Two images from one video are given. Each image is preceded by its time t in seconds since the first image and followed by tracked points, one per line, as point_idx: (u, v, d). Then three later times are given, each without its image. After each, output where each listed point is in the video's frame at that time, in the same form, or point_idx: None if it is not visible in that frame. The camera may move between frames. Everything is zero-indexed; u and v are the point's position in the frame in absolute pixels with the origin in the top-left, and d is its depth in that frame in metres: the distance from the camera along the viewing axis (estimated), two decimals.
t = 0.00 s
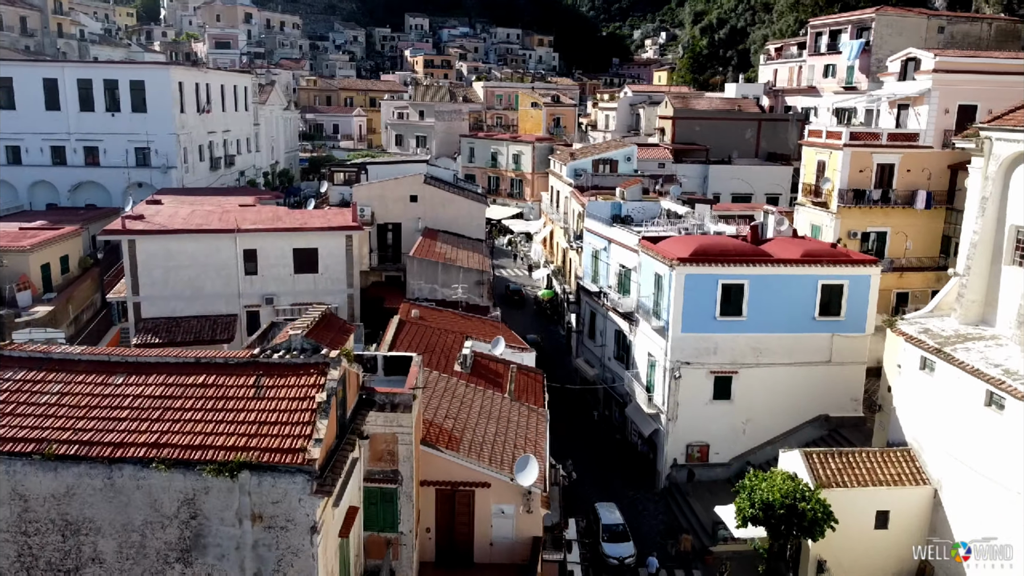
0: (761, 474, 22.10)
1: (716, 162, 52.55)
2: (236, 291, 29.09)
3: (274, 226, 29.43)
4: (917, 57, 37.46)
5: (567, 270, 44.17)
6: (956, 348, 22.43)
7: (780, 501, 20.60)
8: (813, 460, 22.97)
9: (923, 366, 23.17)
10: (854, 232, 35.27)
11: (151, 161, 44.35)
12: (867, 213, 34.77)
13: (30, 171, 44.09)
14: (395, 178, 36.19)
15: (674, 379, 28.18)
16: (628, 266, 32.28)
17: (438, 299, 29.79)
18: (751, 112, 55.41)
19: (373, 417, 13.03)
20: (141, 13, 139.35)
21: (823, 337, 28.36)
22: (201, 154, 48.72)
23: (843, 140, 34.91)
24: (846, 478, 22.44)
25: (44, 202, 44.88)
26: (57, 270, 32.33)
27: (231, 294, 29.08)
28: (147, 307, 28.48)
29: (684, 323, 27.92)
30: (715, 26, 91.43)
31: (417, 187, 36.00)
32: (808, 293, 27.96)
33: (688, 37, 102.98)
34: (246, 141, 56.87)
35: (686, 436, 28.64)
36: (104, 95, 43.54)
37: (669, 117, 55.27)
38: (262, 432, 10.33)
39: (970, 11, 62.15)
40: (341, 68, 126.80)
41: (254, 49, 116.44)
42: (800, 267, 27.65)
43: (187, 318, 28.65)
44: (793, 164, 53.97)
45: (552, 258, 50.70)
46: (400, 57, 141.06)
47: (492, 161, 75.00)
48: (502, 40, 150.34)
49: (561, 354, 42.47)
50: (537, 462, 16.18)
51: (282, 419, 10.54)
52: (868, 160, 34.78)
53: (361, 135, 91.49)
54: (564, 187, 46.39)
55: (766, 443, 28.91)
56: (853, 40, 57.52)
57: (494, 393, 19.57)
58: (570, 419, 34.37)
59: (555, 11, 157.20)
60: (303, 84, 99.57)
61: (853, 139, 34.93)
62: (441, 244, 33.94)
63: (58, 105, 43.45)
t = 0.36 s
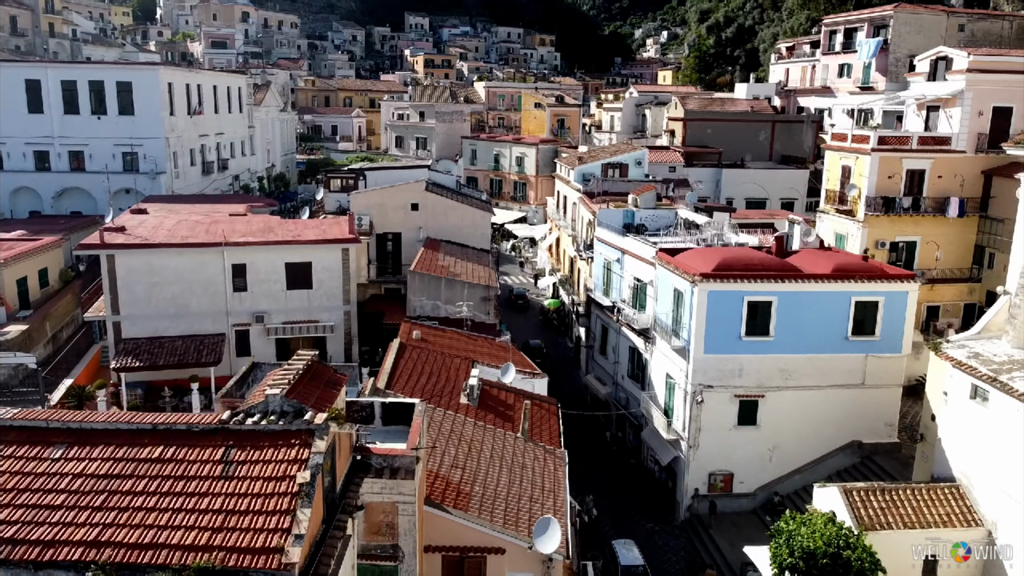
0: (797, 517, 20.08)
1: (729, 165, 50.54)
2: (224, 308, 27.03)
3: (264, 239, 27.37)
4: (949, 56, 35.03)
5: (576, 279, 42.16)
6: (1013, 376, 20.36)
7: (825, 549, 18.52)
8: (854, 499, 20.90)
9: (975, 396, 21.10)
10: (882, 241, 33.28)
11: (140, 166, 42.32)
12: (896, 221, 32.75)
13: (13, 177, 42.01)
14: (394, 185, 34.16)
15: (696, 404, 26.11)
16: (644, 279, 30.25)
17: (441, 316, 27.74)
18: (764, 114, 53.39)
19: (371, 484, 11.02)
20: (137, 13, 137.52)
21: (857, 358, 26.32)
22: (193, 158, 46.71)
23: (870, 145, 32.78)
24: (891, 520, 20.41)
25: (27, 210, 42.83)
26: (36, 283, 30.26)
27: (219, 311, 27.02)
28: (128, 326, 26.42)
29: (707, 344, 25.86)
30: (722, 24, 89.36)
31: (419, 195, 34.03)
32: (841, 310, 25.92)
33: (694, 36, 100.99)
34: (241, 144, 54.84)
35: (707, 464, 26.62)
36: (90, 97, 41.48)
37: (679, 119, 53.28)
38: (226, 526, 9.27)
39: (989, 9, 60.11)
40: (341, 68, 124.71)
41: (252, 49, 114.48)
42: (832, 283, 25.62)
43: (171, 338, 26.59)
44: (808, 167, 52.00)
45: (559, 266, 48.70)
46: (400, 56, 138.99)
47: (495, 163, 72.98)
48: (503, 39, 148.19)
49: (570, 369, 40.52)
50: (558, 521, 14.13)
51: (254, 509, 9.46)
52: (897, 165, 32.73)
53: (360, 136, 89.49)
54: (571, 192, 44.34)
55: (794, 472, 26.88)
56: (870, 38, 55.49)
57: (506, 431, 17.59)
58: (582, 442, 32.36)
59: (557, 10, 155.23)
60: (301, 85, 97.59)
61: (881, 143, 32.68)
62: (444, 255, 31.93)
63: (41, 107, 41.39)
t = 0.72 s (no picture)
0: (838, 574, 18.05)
1: (744, 170, 48.38)
2: (207, 331, 24.84)
3: (252, 255, 25.18)
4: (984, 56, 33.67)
5: (584, 292, 39.96)
6: None
7: None
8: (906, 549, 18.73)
9: None
10: (915, 254, 31.02)
11: (125, 172, 40.08)
12: (930, 232, 30.55)
13: None
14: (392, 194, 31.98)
15: (723, 436, 23.90)
16: (662, 297, 28.02)
17: (443, 339, 25.54)
18: (780, 116, 51.19)
19: None
20: (132, 12, 135.23)
21: (898, 385, 24.13)
22: (182, 163, 44.50)
23: (903, 150, 30.57)
24: None
25: (6, 218, 40.60)
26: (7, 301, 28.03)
27: (202, 334, 24.83)
28: (102, 351, 24.21)
29: (734, 371, 23.65)
30: (729, 23, 87.14)
31: (420, 205, 31.84)
32: (881, 334, 23.73)
33: (700, 35, 98.86)
34: (233, 148, 52.66)
35: (734, 501, 24.42)
36: (71, 100, 39.28)
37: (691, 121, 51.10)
38: None
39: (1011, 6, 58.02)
40: (339, 68, 122.30)
41: (248, 49, 112.12)
42: (871, 305, 23.44)
43: (150, 364, 24.39)
44: (825, 172, 49.81)
45: (565, 276, 46.50)
46: (400, 56, 136.69)
47: (497, 166, 70.65)
48: (504, 38, 145.83)
49: (579, 387, 38.32)
50: None
51: None
52: (931, 172, 30.50)
53: (359, 138, 87.28)
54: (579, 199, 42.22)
55: (828, 509, 24.70)
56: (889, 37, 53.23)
57: (520, 486, 15.48)
58: (594, 470, 30.14)
59: (559, 9, 153.00)
60: (298, 85, 95.31)
61: (915, 149, 30.49)
62: (446, 271, 29.72)
63: (20, 111, 39.17)
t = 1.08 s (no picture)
0: None
1: (759, 175, 46.34)
2: (187, 357, 22.75)
3: (236, 274, 23.08)
4: None
5: (593, 304, 37.87)
6: None
7: None
8: None
9: None
10: (951, 268, 28.98)
11: (108, 179, 37.97)
12: (967, 246, 28.51)
13: None
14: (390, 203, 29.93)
15: (753, 473, 21.82)
16: (682, 316, 25.92)
17: (445, 364, 23.46)
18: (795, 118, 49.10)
19: None
20: (127, 12, 133.06)
21: (943, 417, 22.06)
22: (170, 169, 42.41)
23: (938, 157, 28.44)
24: None
25: None
26: None
27: (181, 361, 22.75)
28: (72, 380, 22.13)
29: (765, 402, 21.56)
30: (737, 22, 84.97)
31: (419, 216, 29.74)
32: (926, 361, 21.64)
33: (705, 34, 96.83)
34: (225, 152, 50.60)
35: (764, 543, 22.35)
36: (51, 103, 37.23)
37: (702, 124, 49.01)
38: None
39: None
40: (337, 68, 120.15)
41: (244, 48, 109.94)
42: (916, 330, 21.35)
43: (124, 394, 22.31)
44: (843, 177, 47.78)
45: (572, 286, 44.42)
46: (399, 56, 134.52)
47: (499, 170, 68.51)
48: (505, 37, 143.70)
49: (589, 407, 36.30)
50: None
51: None
52: (969, 181, 28.40)
53: (358, 140, 85.22)
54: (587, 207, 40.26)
55: (865, 551, 22.68)
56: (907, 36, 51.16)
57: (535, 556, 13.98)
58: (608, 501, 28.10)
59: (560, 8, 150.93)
60: (295, 86, 93.18)
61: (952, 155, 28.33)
62: (447, 287, 27.62)
63: None
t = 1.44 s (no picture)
0: None
1: (775, 181, 44.28)
2: (163, 389, 20.66)
3: (218, 296, 20.96)
4: None
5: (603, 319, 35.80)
6: None
7: None
8: None
9: None
10: (992, 284, 26.99)
11: (88, 186, 35.85)
12: (1010, 260, 26.49)
13: None
14: (388, 215, 27.85)
15: (789, 518, 19.76)
16: (705, 339, 23.86)
17: (448, 395, 21.37)
18: (812, 120, 46.94)
19: None
20: (122, 11, 130.83)
21: (998, 455, 20.01)
22: (157, 175, 40.31)
23: (979, 165, 26.30)
24: None
25: None
26: None
27: (157, 393, 20.66)
28: (35, 416, 20.04)
29: (803, 439, 19.47)
30: (744, 20, 82.87)
31: (419, 228, 27.64)
32: (980, 394, 19.57)
33: (711, 33, 94.79)
34: (217, 157, 48.51)
35: None
36: (29, 106, 35.19)
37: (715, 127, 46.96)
38: None
39: None
40: (335, 68, 117.99)
41: (240, 47, 107.81)
42: (971, 360, 19.27)
43: (93, 430, 20.20)
44: (862, 182, 45.77)
45: (580, 298, 42.35)
46: (398, 56, 132.40)
47: (501, 173, 66.44)
48: (506, 37, 141.56)
49: (600, 429, 34.28)
50: None
51: None
52: (1013, 191, 26.27)
53: (356, 142, 83.17)
54: (596, 216, 38.21)
55: None
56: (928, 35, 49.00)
57: None
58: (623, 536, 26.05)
59: (561, 7, 148.77)
60: (292, 86, 91.06)
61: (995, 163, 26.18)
62: (449, 306, 25.51)
63: None
